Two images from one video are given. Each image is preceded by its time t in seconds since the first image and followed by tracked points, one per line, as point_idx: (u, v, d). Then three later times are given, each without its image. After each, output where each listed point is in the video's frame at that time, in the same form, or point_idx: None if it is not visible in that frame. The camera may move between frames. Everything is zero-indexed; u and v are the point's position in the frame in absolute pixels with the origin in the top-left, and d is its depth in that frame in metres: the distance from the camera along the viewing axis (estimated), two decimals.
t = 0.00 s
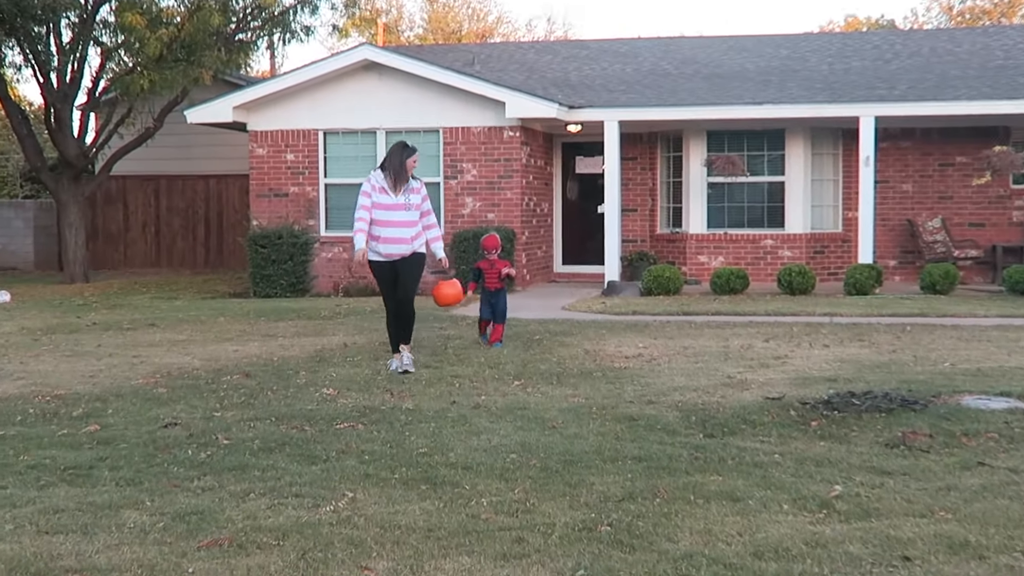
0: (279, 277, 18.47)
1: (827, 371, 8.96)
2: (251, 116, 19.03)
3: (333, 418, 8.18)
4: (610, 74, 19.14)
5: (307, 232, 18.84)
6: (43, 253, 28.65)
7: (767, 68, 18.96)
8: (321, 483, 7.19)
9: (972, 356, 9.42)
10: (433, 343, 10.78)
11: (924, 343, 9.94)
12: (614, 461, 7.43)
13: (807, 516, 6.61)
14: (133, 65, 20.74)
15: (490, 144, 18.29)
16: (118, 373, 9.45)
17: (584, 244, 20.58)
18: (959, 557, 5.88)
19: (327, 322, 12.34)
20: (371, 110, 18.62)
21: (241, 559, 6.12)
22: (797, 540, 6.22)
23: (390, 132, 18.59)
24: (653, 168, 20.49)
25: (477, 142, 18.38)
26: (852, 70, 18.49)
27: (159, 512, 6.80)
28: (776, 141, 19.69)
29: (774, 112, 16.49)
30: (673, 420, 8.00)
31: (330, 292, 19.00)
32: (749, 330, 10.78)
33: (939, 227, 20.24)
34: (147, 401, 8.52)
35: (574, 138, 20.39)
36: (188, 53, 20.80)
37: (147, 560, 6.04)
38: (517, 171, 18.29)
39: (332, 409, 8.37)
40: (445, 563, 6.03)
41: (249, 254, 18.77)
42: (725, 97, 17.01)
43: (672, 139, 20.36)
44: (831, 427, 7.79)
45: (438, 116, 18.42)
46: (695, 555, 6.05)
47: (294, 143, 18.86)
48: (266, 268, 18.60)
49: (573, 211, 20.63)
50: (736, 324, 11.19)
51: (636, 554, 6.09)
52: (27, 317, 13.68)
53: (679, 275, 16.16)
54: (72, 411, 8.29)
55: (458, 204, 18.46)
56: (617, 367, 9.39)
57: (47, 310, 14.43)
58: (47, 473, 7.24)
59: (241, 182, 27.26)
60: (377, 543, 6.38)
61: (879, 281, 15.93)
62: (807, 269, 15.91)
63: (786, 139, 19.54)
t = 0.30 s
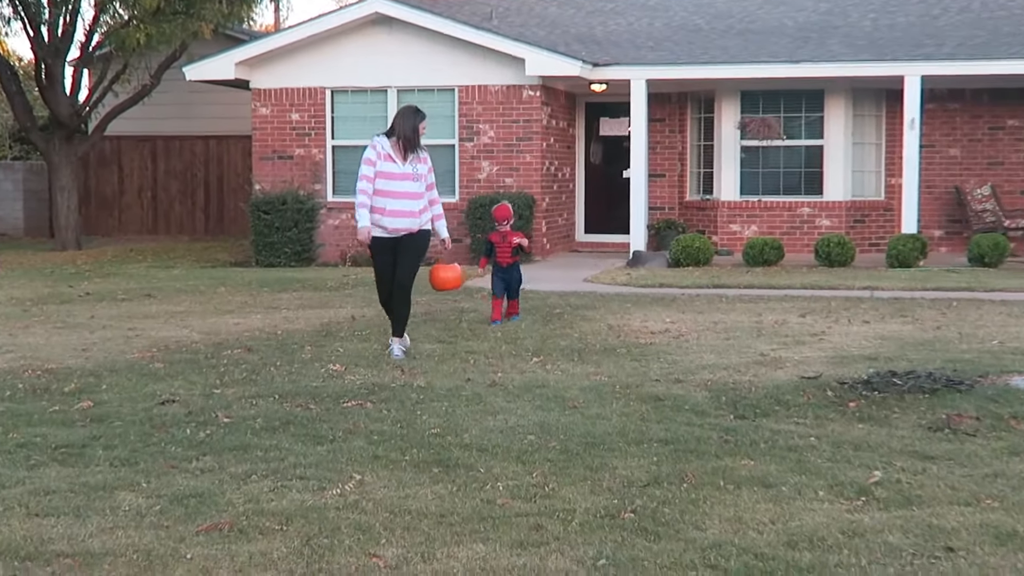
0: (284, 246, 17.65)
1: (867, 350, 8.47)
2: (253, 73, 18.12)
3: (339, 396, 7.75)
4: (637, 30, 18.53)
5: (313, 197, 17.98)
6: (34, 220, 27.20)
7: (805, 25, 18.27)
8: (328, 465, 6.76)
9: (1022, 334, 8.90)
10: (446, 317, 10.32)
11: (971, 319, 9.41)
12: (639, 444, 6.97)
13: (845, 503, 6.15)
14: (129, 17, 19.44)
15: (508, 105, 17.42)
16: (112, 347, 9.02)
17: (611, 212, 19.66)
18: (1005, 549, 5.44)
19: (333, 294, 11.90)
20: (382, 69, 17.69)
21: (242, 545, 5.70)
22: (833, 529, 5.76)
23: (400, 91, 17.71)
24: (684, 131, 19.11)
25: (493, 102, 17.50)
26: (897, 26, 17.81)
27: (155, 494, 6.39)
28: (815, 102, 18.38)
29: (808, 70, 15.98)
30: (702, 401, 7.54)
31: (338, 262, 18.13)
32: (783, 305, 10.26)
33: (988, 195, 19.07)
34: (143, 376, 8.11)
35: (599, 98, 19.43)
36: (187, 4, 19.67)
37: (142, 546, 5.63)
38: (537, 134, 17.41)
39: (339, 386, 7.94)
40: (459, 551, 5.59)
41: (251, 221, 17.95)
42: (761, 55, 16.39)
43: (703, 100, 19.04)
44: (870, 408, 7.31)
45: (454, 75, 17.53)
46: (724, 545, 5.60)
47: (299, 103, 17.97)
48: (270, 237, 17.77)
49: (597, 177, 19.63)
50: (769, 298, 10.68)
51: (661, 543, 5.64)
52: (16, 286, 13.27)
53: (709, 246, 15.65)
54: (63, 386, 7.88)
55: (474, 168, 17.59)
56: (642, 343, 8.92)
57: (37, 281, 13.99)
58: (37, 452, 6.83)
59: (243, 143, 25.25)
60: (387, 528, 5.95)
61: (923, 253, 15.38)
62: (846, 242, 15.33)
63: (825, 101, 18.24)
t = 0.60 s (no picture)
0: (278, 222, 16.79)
1: (896, 345, 8.03)
2: (245, 38, 17.32)
3: (334, 385, 7.35)
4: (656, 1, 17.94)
5: (308, 171, 17.20)
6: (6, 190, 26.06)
7: None
8: (322, 458, 6.35)
9: None
10: (448, 302, 9.91)
11: (1008, 315, 8.96)
12: (651, 441, 6.56)
13: (870, 508, 5.73)
14: None
15: (518, 77, 16.74)
16: (94, 328, 8.62)
17: (626, 198, 18.86)
18: None
19: (329, 275, 11.49)
20: (384, 38, 16.97)
21: (228, 543, 5.30)
22: (856, 536, 5.35)
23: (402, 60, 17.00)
24: (703, 109, 17.81)
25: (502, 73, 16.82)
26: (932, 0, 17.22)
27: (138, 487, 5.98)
28: (844, 78, 17.19)
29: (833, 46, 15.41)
30: (720, 396, 7.13)
31: (334, 242, 17.22)
32: (807, 295, 9.82)
33: None
34: (126, 360, 7.72)
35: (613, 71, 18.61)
36: None
37: (122, 542, 5.23)
38: (548, 108, 16.77)
39: (334, 374, 7.53)
40: (460, 552, 5.19)
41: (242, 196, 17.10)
42: (787, 28, 15.82)
43: (725, 75, 17.73)
44: (898, 408, 6.88)
45: (460, 45, 16.84)
46: (739, 550, 5.19)
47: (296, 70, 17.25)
48: (262, 213, 16.94)
49: (610, 154, 18.79)
50: (792, 288, 10.23)
51: (674, 548, 5.23)
52: None
53: (729, 232, 15.22)
54: (42, 369, 7.48)
55: (480, 143, 16.92)
56: (657, 334, 8.49)
57: (14, 258, 13.54)
58: (13, 439, 6.43)
59: (235, 112, 24.76)
60: (382, 527, 5.54)
61: (958, 242, 14.92)
62: (876, 228, 14.84)
63: (856, 77, 17.06)
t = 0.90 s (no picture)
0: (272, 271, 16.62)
1: (926, 406, 7.64)
2: (242, 74, 17.01)
3: (330, 443, 6.99)
4: (677, 37, 17.60)
5: (307, 215, 16.88)
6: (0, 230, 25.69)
7: (867, 34, 17.36)
8: (318, 521, 5.97)
9: None
10: (453, 356, 9.55)
11: None
12: (665, 505, 6.18)
13: None
14: (106, 11, 18.12)
15: (529, 118, 16.42)
16: (79, 382, 8.27)
17: (639, 245, 18.49)
18: None
19: (328, 326, 11.15)
20: (391, 71, 16.64)
21: None
22: None
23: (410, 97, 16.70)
24: (725, 153, 17.47)
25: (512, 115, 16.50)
26: (968, 39, 16.84)
27: (122, 549, 5.61)
28: (873, 123, 16.83)
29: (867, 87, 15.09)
30: (738, 458, 6.75)
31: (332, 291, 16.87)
32: (832, 352, 9.44)
33: None
34: (111, 416, 7.36)
35: (629, 113, 18.28)
36: None
37: None
38: (560, 151, 16.44)
39: (332, 432, 7.17)
40: None
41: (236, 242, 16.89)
42: (813, 68, 15.46)
43: (747, 118, 17.41)
44: (927, 471, 6.50)
45: (468, 79, 16.51)
46: None
47: (294, 109, 16.91)
48: (257, 260, 16.75)
49: (624, 199, 18.42)
50: (816, 343, 9.86)
51: None
52: None
53: (749, 283, 14.83)
54: (23, 425, 7.13)
55: (489, 188, 16.59)
56: (673, 392, 8.10)
57: None
58: None
59: (229, 154, 24.46)
60: None
61: (993, 296, 14.61)
62: (906, 281, 14.49)
63: (886, 122, 16.70)
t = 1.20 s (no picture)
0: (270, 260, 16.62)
1: (923, 395, 7.64)
2: (240, 65, 17.08)
3: (327, 430, 7.00)
4: (676, 28, 17.65)
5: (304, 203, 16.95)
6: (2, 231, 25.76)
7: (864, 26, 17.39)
8: (314, 507, 5.98)
9: None
10: (450, 344, 9.57)
11: None
12: (662, 492, 6.17)
13: (894, 565, 5.35)
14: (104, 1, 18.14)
15: (527, 108, 16.47)
16: (76, 369, 8.30)
17: (637, 236, 18.54)
18: None
19: (327, 317, 11.20)
20: (390, 62, 16.71)
21: None
22: None
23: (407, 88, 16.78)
24: (723, 143, 17.51)
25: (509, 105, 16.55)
26: (966, 30, 16.89)
27: (119, 535, 5.63)
28: (871, 115, 16.81)
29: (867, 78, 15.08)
30: (735, 446, 6.75)
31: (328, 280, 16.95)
32: (829, 341, 9.45)
33: None
34: (108, 402, 7.38)
35: (628, 104, 18.31)
36: None
37: None
38: (557, 141, 16.48)
39: (328, 419, 7.19)
40: None
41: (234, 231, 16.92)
42: (812, 61, 15.49)
43: (745, 109, 17.44)
44: (924, 460, 6.50)
45: (466, 72, 16.56)
46: None
47: (291, 99, 17.00)
48: (255, 249, 16.76)
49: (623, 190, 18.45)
50: (813, 332, 9.86)
51: None
52: None
53: (747, 274, 14.83)
54: (20, 411, 7.15)
55: (486, 178, 16.63)
56: (670, 379, 8.12)
57: None
58: None
59: (228, 143, 24.53)
60: None
61: (989, 287, 14.58)
62: (902, 271, 14.46)
63: (884, 113, 16.67)
